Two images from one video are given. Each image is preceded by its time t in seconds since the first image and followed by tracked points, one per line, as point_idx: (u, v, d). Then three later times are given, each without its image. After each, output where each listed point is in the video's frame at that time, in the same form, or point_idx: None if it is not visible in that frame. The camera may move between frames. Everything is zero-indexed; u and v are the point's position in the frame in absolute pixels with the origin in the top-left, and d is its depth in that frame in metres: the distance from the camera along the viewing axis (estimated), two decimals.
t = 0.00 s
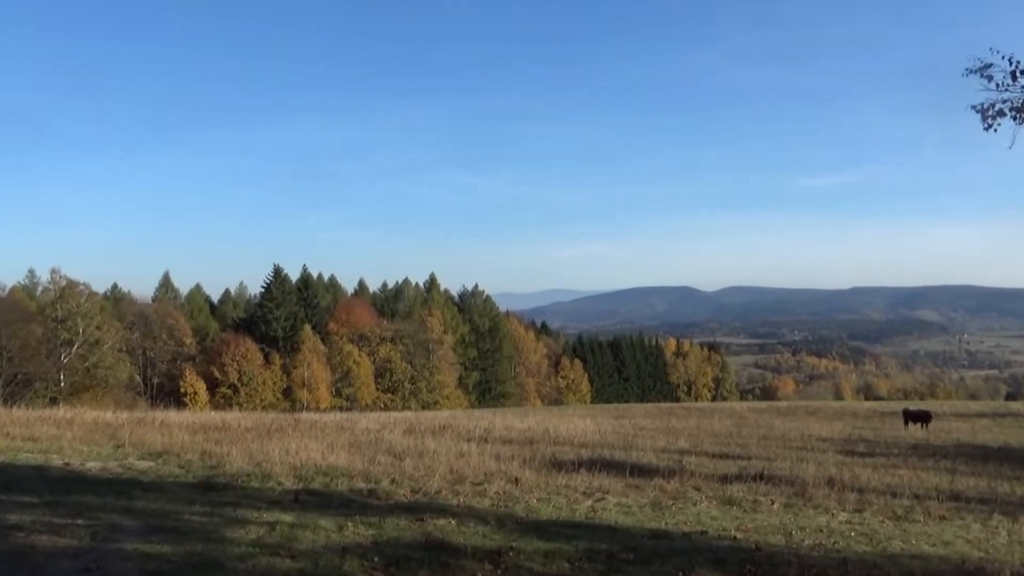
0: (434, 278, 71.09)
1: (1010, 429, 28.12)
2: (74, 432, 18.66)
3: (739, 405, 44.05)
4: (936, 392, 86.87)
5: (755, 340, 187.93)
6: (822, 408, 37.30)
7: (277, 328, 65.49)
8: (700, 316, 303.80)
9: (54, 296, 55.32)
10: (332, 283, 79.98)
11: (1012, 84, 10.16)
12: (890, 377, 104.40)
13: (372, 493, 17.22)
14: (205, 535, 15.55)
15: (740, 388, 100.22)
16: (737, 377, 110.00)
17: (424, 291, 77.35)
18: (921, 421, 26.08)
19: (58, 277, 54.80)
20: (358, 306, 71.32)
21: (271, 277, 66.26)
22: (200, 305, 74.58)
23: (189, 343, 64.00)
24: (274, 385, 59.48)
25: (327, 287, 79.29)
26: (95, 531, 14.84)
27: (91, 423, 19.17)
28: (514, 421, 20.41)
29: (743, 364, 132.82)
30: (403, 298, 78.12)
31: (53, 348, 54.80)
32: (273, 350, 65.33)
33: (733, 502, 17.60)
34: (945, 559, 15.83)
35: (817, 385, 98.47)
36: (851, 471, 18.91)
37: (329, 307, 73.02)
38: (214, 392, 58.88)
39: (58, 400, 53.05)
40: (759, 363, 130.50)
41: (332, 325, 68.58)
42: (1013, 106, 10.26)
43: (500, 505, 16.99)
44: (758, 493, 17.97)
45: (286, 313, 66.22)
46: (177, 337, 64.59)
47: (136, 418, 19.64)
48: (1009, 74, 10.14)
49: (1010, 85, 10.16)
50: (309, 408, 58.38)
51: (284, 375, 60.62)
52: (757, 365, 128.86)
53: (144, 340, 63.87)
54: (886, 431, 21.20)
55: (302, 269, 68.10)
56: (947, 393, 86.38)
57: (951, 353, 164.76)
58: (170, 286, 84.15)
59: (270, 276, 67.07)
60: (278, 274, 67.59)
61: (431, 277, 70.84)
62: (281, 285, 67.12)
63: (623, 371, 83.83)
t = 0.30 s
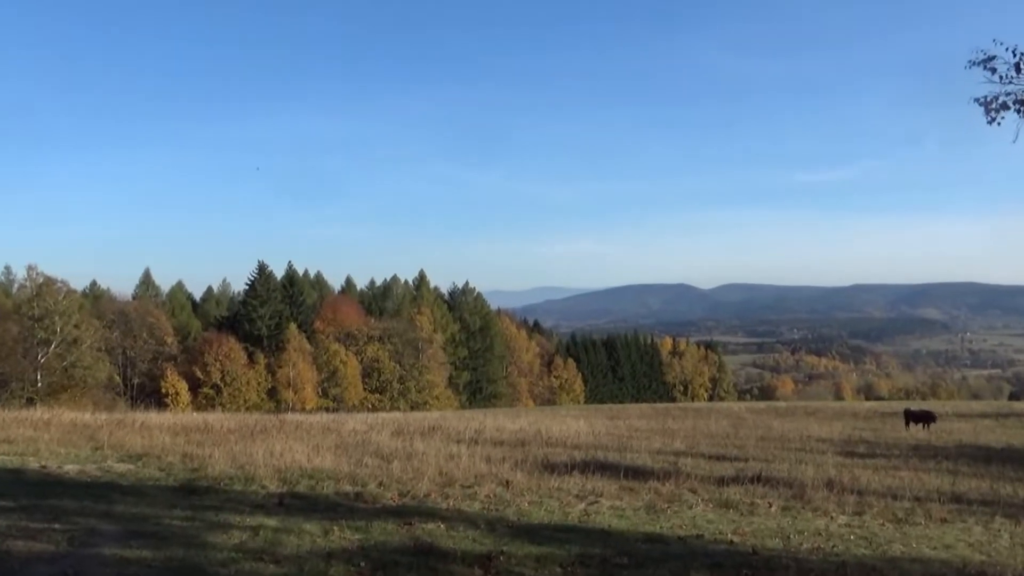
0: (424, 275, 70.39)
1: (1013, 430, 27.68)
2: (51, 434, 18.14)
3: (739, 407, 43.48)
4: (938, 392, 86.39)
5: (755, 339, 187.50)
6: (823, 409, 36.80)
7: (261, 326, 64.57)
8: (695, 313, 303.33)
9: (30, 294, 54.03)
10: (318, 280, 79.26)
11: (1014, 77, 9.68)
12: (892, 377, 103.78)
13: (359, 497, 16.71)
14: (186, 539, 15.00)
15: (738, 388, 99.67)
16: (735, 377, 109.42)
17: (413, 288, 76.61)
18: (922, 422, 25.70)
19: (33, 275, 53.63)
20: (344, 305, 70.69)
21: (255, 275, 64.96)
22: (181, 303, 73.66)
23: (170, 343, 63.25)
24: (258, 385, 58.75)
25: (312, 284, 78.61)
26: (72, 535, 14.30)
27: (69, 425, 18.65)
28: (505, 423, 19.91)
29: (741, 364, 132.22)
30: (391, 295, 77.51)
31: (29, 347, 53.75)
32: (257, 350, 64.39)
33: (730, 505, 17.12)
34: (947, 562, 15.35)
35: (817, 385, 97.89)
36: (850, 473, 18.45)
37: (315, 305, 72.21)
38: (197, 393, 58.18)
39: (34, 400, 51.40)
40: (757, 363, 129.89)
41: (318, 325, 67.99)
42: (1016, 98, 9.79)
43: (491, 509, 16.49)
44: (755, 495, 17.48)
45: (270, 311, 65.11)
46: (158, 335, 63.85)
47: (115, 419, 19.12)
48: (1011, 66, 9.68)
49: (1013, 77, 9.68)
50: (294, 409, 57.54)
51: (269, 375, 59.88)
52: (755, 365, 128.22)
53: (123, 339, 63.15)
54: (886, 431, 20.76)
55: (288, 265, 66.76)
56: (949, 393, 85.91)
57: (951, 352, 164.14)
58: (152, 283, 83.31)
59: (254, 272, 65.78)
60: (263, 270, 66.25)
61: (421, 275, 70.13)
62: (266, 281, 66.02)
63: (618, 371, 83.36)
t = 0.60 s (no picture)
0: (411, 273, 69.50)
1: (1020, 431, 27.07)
2: (21, 438, 17.46)
3: (743, 406, 42.79)
4: (944, 394, 85.50)
5: (756, 339, 186.97)
6: (827, 409, 36.11)
7: (242, 326, 63.66)
8: (691, 314, 302.76)
9: None
10: (301, 277, 78.19)
11: None
12: (898, 378, 102.56)
13: (344, 503, 16.03)
14: (162, 546, 14.27)
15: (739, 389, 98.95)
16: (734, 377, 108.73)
17: (401, 286, 75.69)
18: (927, 422, 25.14)
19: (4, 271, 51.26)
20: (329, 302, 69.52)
21: (236, 272, 64.18)
22: (158, 302, 72.54)
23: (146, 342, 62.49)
24: (239, 387, 57.28)
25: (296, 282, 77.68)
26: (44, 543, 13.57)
27: (41, 428, 17.96)
28: (496, 425, 19.24)
29: (741, 364, 131.49)
30: (377, 294, 76.63)
31: None
32: (238, 350, 63.46)
33: (729, 511, 16.46)
34: (955, 570, 14.66)
35: (820, 385, 97.08)
36: (853, 477, 17.81)
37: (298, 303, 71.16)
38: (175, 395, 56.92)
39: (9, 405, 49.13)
40: (757, 363, 129.19)
41: (301, 321, 66.03)
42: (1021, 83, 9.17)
43: (481, 515, 15.82)
44: (755, 501, 16.81)
45: (251, 309, 64.24)
46: (135, 336, 63.14)
47: (89, 421, 18.48)
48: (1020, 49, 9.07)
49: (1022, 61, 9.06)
50: (277, 412, 56.28)
51: (250, 376, 58.52)
52: (755, 365, 127.45)
53: (98, 339, 62.06)
54: (891, 434, 20.15)
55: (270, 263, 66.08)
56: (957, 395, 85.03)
57: (952, 352, 163.51)
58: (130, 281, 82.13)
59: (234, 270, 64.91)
60: (243, 269, 65.45)
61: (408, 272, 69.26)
62: (246, 279, 65.16)
63: (614, 372, 82.74)
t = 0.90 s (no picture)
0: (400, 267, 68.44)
1: None
2: None
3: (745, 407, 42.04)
4: (951, 395, 84.74)
5: (758, 337, 186.28)
6: (830, 412, 35.42)
7: (225, 324, 61.66)
8: (689, 312, 302.08)
9: None
10: (285, 273, 76.56)
11: None
12: (903, 379, 101.76)
13: (330, 507, 15.41)
14: (141, 551, 13.62)
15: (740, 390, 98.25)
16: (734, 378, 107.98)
17: (389, 282, 74.56)
18: (934, 426, 24.55)
19: None
20: (314, 298, 68.22)
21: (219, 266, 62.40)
22: (135, 298, 71.29)
23: (124, 340, 61.09)
24: (220, 387, 56.42)
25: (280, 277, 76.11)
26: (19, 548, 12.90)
27: (15, 428, 17.34)
28: (489, 426, 18.63)
29: (741, 364, 130.66)
30: (364, 290, 75.40)
31: None
32: (221, 348, 61.62)
33: (730, 515, 15.86)
34: None
35: (823, 386, 96.30)
36: (857, 480, 17.22)
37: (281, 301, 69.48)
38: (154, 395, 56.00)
39: None
40: (758, 363, 128.33)
41: (286, 318, 64.56)
42: None
43: (472, 520, 15.21)
44: (756, 506, 16.23)
45: (234, 305, 62.41)
46: (112, 333, 61.69)
47: (66, 421, 17.87)
48: None
49: None
50: (261, 413, 55.71)
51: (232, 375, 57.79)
52: (756, 366, 126.58)
53: (74, 335, 60.45)
54: (895, 436, 19.59)
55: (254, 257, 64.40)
56: (964, 396, 84.24)
57: (955, 354, 162.59)
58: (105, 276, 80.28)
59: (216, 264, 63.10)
60: (225, 263, 63.71)
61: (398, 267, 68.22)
62: (229, 275, 63.34)
63: (612, 373, 82.11)
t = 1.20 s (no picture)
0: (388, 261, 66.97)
1: None
2: None
3: (749, 409, 41.23)
4: (962, 397, 83.88)
5: (759, 337, 185.24)
6: (835, 415, 34.59)
7: (204, 321, 59.94)
8: (689, 310, 300.92)
9: None
10: (268, 270, 74.39)
11: None
12: (910, 381, 100.83)
13: (314, 513, 14.68)
14: (116, 558, 12.82)
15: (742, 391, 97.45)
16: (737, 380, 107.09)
17: (376, 279, 73.04)
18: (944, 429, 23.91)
19: None
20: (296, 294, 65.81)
21: (198, 260, 60.78)
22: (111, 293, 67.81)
23: (99, 338, 58.19)
24: (199, 387, 54.17)
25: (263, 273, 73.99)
26: None
27: None
28: (480, 429, 17.91)
29: (743, 365, 129.57)
30: (351, 287, 73.55)
31: None
32: (200, 346, 59.77)
33: (731, 522, 15.15)
34: None
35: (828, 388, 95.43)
36: (864, 487, 16.52)
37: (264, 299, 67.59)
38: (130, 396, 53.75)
39: None
40: (760, 364, 127.36)
41: (268, 317, 63.10)
42: None
43: (463, 527, 14.50)
44: (758, 512, 15.52)
45: (214, 302, 60.70)
46: (86, 331, 58.76)
47: (38, 424, 17.14)
48: None
49: None
50: (242, 414, 53.83)
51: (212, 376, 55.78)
52: (759, 367, 125.64)
53: (47, 334, 57.44)
54: (902, 441, 18.91)
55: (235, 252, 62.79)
56: (975, 398, 83.40)
57: (965, 354, 161.21)
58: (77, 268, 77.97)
59: (195, 260, 61.50)
60: (205, 258, 62.11)
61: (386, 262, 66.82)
62: (208, 271, 61.78)
63: (609, 374, 81.34)
